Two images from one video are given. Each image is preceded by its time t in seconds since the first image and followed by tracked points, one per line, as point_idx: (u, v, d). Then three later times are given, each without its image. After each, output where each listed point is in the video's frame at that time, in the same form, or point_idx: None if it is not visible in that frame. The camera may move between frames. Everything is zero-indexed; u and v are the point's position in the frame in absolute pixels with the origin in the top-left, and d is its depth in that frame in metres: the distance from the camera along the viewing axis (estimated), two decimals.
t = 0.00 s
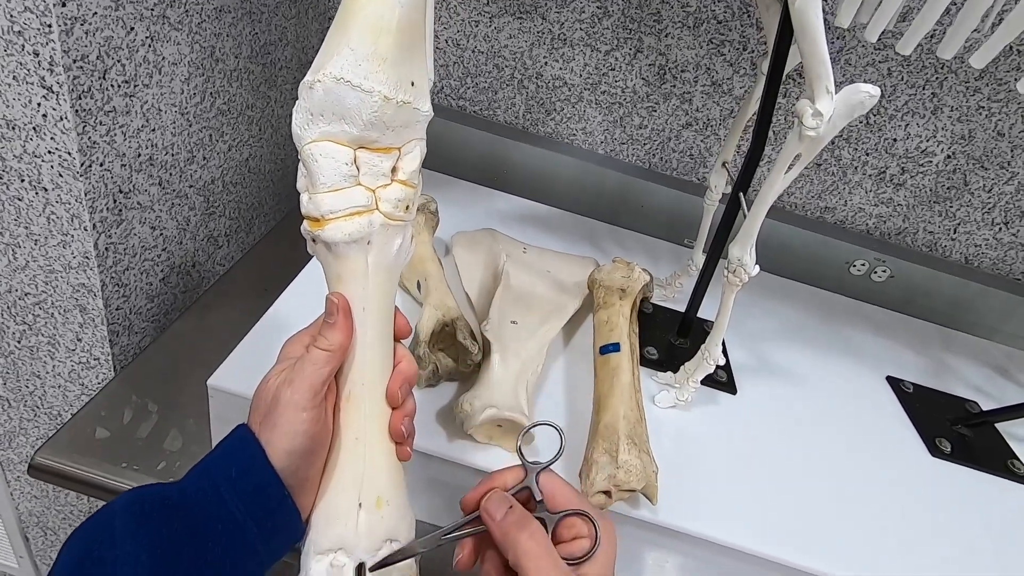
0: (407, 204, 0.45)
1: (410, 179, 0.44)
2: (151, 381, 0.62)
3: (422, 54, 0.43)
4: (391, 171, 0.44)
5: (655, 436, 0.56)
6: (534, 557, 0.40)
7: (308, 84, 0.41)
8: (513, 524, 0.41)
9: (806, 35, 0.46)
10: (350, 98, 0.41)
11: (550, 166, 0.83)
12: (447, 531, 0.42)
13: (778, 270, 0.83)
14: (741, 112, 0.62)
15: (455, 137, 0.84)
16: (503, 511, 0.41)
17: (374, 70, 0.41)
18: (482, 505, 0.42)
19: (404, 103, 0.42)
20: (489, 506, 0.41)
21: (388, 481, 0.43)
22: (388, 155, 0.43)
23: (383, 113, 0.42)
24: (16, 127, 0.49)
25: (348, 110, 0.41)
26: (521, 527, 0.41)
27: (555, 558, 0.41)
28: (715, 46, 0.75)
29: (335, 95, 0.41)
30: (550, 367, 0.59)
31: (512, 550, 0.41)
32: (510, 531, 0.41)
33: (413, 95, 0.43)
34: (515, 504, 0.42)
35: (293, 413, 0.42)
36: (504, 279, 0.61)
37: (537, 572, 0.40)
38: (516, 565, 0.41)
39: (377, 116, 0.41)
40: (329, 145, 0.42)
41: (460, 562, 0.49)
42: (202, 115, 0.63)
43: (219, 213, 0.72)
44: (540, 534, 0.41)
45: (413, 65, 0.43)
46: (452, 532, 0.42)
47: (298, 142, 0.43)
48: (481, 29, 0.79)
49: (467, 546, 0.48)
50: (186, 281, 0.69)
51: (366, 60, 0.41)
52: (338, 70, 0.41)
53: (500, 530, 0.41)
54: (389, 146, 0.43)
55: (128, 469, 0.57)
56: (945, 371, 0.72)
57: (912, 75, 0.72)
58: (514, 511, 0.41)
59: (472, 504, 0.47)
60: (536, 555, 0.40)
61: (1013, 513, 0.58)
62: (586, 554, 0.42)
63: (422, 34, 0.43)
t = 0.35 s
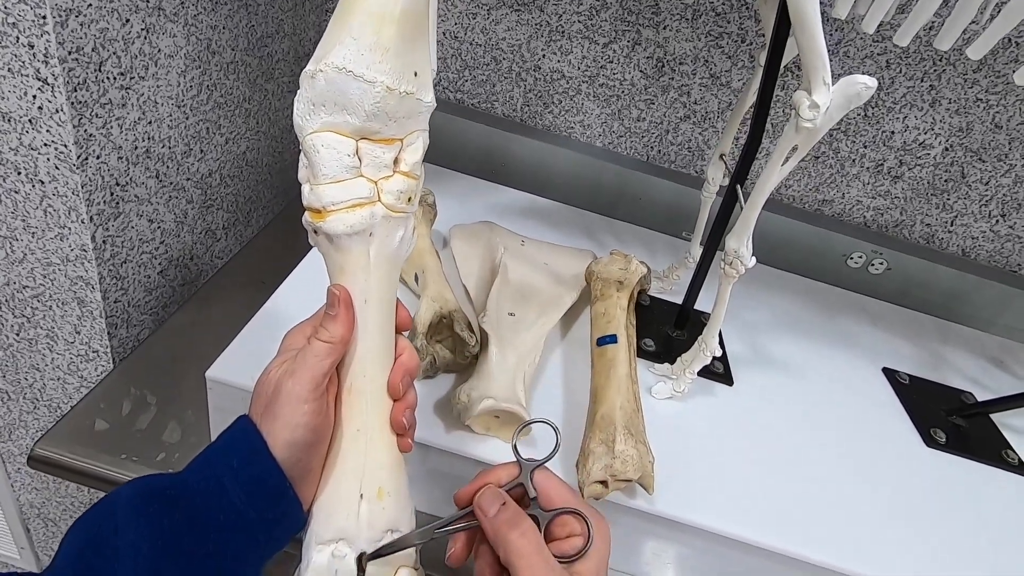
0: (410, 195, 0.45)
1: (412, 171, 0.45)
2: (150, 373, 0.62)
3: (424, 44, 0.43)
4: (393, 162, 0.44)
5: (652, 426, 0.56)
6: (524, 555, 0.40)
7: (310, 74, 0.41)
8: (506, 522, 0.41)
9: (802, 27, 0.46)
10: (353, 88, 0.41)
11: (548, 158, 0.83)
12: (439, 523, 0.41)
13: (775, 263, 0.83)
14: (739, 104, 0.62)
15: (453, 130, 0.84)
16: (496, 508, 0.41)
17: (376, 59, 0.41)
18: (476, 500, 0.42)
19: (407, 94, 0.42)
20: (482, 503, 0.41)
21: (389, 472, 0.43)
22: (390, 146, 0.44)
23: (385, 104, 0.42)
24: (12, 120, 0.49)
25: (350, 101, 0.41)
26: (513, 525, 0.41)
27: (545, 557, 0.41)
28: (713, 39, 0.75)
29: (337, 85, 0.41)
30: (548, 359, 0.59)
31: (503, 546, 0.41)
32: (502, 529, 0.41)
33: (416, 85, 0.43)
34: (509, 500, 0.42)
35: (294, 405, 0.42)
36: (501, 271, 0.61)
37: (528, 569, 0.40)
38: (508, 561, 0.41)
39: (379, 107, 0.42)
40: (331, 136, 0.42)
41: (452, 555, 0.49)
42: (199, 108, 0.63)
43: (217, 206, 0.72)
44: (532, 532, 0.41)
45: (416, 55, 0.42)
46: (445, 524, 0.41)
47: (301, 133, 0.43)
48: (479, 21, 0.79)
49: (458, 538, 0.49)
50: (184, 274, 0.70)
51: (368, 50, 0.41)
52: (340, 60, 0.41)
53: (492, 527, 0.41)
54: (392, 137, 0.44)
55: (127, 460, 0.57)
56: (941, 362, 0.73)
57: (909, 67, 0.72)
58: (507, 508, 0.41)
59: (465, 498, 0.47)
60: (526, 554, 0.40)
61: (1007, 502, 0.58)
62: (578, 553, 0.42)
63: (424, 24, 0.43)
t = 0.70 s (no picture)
0: (406, 188, 0.45)
1: (408, 164, 0.45)
2: (149, 367, 0.62)
3: (422, 36, 0.43)
4: (390, 154, 0.44)
5: (651, 419, 0.56)
6: (561, 538, 0.41)
7: (305, 66, 0.41)
8: (543, 504, 0.41)
9: (801, 20, 0.45)
10: (348, 80, 0.41)
11: (546, 153, 0.84)
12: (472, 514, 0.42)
13: (774, 256, 0.83)
14: (738, 98, 0.62)
15: (452, 124, 0.84)
16: (532, 490, 0.42)
17: (371, 51, 0.41)
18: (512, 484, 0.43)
19: (403, 86, 0.42)
20: (519, 485, 0.42)
21: (386, 463, 0.43)
22: (386, 138, 0.44)
23: (382, 95, 0.42)
24: (9, 114, 0.49)
25: (347, 93, 0.41)
26: (550, 508, 0.41)
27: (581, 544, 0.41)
28: (712, 33, 0.75)
29: (332, 76, 0.41)
30: (547, 352, 0.59)
31: (540, 529, 0.41)
32: (538, 511, 0.41)
33: (412, 77, 0.43)
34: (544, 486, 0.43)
35: (290, 397, 0.43)
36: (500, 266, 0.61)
37: (563, 551, 0.40)
38: (544, 548, 0.41)
39: (375, 98, 0.42)
40: (326, 128, 0.42)
41: (484, 545, 0.49)
42: (197, 102, 0.63)
43: (215, 200, 0.72)
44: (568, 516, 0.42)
45: (413, 46, 0.43)
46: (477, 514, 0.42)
47: (296, 125, 0.43)
48: (477, 16, 0.79)
49: (493, 527, 0.49)
50: (183, 268, 0.70)
51: (364, 41, 0.41)
52: (335, 51, 0.41)
53: (528, 509, 0.41)
54: (388, 129, 0.44)
55: (127, 454, 0.57)
56: (938, 355, 0.73)
57: (909, 61, 0.72)
58: (543, 493, 0.42)
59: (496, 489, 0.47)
60: (562, 537, 0.41)
61: (1002, 494, 0.58)
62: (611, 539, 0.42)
63: (421, 16, 0.43)
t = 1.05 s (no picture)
0: (404, 182, 0.45)
1: (407, 157, 0.45)
2: (147, 364, 0.62)
3: (417, 28, 0.43)
4: (387, 148, 0.44)
5: (649, 415, 0.56)
6: None
7: (299, 58, 0.41)
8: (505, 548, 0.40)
9: (800, 17, 0.45)
10: (344, 72, 0.41)
11: (545, 150, 0.83)
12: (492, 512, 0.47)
13: (772, 253, 0.83)
14: (737, 94, 0.61)
15: (451, 121, 0.83)
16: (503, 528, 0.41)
17: (367, 43, 0.41)
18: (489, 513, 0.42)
19: (400, 78, 0.42)
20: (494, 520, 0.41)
21: (388, 459, 0.43)
22: (383, 132, 0.44)
23: (378, 88, 0.42)
24: (4, 111, 0.49)
25: (342, 86, 0.41)
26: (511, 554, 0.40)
27: None
28: (711, 29, 0.75)
29: (327, 69, 0.41)
30: (545, 350, 0.59)
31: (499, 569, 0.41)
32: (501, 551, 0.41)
33: (409, 68, 0.43)
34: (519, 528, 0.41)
35: (290, 396, 0.43)
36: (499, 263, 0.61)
37: None
38: None
39: (372, 91, 0.42)
40: (322, 122, 0.42)
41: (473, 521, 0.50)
42: (194, 99, 0.63)
43: (213, 197, 0.72)
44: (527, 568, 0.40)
45: (408, 38, 0.43)
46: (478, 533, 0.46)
47: (291, 119, 0.43)
48: (476, 12, 0.79)
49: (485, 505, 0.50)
50: (181, 266, 0.70)
51: (358, 32, 0.41)
52: (329, 43, 0.40)
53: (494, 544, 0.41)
54: (385, 122, 0.44)
55: (126, 451, 0.57)
56: (936, 352, 0.73)
57: (908, 58, 0.72)
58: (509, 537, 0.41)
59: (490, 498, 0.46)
60: None
61: (999, 491, 0.59)
62: None
63: (416, 7, 0.43)
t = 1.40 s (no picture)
0: (405, 177, 0.45)
1: (407, 152, 0.45)
2: (143, 361, 0.62)
3: (416, 21, 0.43)
4: (388, 143, 0.45)
5: (644, 409, 0.57)
6: None
7: (297, 53, 0.41)
8: None
9: (795, 12, 0.45)
10: (342, 67, 0.41)
11: (541, 146, 0.84)
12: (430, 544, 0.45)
13: (767, 249, 0.84)
14: (732, 90, 0.62)
15: (447, 117, 0.83)
16: None
17: (365, 37, 0.41)
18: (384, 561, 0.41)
19: (398, 72, 0.42)
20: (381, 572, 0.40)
21: (393, 452, 0.44)
22: (383, 127, 0.44)
23: (377, 83, 0.42)
24: None
25: (341, 82, 0.41)
26: None
27: None
28: (707, 25, 0.75)
29: (326, 64, 0.41)
30: (541, 344, 0.59)
31: None
32: None
33: (408, 62, 0.43)
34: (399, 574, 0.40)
35: (295, 393, 0.43)
36: (495, 258, 0.61)
37: None
38: None
39: (370, 86, 0.42)
40: (321, 117, 0.42)
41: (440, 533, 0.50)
42: (188, 95, 0.63)
43: (209, 193, 0.72)
44: None
45: (406, 32, 0.42)
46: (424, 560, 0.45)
47: (290, 115, 0.43)
48: (472, 8, 0.79)
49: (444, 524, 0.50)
50: (177, 262, 0.70)
51: (357, 27, 0.41)
52: (328, 38, 0.40)
53: None
54: (384, 117, 0.44)
55: (121, 447, 0.57)
56: (929, 346, 0.74)
57: (902, 53, 0.73)
58: None
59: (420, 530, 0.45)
60: None
61: (991, 483, 0.59)
62: None
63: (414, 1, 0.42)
